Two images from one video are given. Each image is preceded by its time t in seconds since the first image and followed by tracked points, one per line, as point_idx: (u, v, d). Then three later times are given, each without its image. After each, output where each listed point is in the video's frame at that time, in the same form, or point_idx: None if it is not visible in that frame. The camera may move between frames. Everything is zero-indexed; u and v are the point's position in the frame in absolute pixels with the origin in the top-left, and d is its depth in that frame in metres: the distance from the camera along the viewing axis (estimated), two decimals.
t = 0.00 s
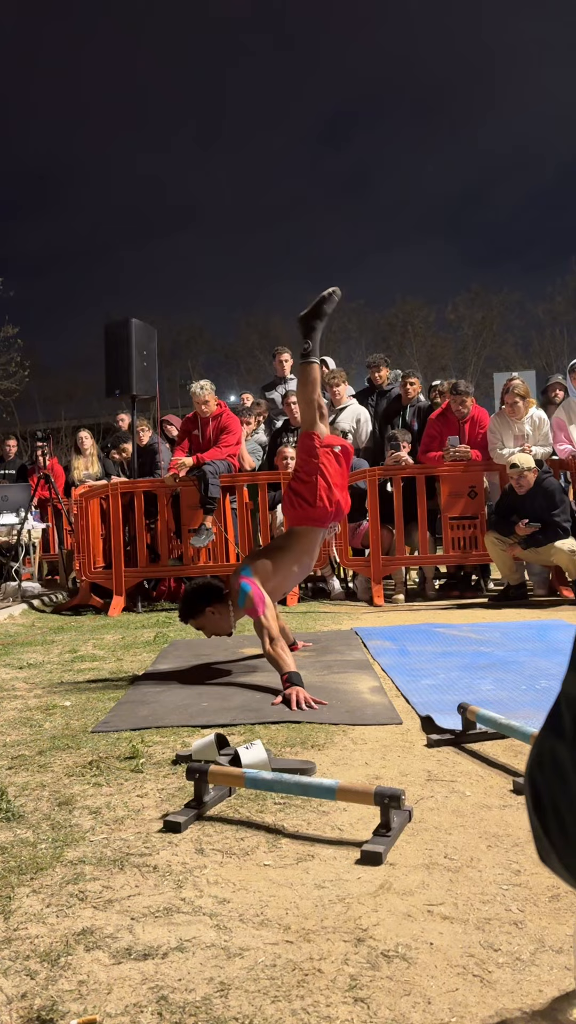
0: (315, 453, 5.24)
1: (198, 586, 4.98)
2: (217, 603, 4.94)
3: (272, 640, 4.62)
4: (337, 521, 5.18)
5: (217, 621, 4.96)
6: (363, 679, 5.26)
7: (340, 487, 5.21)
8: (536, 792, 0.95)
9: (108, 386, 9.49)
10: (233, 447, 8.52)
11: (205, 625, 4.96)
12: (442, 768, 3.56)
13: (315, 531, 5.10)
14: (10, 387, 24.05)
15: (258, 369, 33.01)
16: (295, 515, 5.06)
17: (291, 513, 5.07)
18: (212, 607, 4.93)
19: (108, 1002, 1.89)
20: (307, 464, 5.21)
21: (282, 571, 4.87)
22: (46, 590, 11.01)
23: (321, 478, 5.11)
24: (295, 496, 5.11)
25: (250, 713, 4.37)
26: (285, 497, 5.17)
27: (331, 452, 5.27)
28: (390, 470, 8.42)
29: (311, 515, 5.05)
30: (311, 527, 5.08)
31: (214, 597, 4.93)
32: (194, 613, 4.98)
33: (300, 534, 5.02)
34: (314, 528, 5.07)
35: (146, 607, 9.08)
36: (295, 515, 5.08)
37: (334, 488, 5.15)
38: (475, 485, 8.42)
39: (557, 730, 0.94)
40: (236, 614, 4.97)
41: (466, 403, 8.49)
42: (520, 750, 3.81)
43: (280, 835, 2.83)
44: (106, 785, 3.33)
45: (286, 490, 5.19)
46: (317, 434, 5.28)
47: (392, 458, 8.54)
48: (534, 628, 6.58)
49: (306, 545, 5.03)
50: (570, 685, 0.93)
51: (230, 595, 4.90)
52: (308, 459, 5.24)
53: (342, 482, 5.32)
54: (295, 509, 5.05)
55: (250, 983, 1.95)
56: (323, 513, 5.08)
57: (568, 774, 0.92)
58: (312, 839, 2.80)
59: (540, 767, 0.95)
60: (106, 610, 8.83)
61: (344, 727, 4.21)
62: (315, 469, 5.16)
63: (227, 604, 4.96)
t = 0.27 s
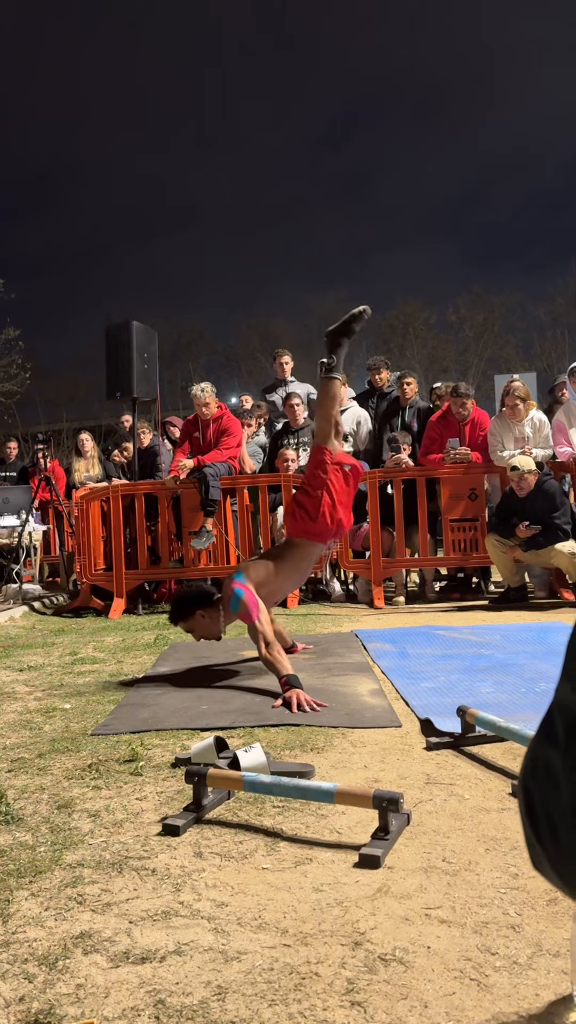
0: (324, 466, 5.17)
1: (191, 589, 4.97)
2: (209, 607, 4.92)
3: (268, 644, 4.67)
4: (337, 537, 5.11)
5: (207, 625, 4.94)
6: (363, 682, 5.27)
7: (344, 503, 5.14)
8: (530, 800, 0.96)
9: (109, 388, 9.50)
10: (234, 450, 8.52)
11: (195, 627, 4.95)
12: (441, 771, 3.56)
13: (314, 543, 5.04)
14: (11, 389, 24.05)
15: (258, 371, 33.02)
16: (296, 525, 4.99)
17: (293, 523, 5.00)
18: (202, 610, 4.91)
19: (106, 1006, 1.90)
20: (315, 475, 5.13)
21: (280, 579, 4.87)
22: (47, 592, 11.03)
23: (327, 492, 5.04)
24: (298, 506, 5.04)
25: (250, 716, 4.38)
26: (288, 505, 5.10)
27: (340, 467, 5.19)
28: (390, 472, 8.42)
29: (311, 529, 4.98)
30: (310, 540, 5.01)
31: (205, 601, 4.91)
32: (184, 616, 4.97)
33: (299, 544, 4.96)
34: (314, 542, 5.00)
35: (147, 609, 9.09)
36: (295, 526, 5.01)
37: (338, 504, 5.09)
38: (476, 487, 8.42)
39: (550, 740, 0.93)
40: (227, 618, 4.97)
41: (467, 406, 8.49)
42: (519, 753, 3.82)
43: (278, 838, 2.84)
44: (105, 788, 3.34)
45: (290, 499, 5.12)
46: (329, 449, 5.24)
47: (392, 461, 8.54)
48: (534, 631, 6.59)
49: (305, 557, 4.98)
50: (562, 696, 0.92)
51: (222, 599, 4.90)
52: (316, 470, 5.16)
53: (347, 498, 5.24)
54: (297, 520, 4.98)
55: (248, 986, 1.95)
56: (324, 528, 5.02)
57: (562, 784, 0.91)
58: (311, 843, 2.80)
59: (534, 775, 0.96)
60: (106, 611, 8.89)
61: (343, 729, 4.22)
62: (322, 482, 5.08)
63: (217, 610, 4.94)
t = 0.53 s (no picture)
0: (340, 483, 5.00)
1: (180, 587, 4.95)
2: (197, 607, 4.90)
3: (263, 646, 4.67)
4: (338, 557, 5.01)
5: (196, 625, 4.92)
6: (363, 682, 5.27)
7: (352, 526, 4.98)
8: (528, 802, 0.95)
9: (110, 388, 9.50)
10: (236, 450, 8.53)
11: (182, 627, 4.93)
12: (441, 772, 3.56)
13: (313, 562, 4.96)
14: (13, 389, 24.05)
15: (260, 371, 33.03)
16: (297, 541, 4.90)
17: (295, 538, 4.90)
18: (190, 610, 4.89)
19: (105, 1005, 1.90)
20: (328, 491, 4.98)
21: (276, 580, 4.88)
22: (48, 591, 11.04)
23: (336, 513, 4.89)
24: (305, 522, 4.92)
25: (250, 716, 4.38)
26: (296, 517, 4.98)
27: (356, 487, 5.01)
28: (392, 472, 8.42)
29: (312, 548, 4.89)
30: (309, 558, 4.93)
31: (194, 600, 4.89)
32: (172, 614, 4.96)
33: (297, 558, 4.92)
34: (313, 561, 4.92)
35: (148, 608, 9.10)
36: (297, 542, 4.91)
37: (345, 526, 4.95)
38: (477, 487, 8.41)
39: (549, 743, 0.93)
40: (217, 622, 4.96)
41: (468, 406, 8.49)
42: (520, 753, 3.81)
43: (278, 838, 2.84)
44: (106, 787, 3.34)
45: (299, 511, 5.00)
46: (347, 471, 5.05)
47: (393, 460, 8.53)
48: (535, 631, 6.59)
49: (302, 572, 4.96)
50: (562, 699, 0.92)
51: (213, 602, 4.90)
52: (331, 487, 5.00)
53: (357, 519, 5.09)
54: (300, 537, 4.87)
55: (247, 987, 1.95)
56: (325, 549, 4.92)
57: (559, 787, 0.91)
58: (311, 843, 2.80)
59: (533, 778, 0.95)
60: (107, 611, 8.89)
61: (344, 729, 4.22)
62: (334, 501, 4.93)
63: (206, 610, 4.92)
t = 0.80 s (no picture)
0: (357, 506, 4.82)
1: (175, 585, 4.95)
2: (190, 605, 4.89)
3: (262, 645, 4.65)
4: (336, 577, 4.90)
5: (187, 623, 4.89)
6: (366, 677, 5.26)
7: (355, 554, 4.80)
8: (534, 800, 0.97)
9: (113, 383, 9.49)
10: (239, 445, 8.52)
11: (173, 623, 4.91)
12: (444, 766, 3.56)
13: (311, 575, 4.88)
14: (16, 385, 24.06)
15: (263, 366, 33.00)
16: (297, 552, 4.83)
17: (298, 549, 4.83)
18: (183, 608, 4.87)
19: (110, 997, 1.90)
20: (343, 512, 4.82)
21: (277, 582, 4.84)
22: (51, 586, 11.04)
23: (340, 537, 4.74)
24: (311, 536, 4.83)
25: (253, 710, 4.38)
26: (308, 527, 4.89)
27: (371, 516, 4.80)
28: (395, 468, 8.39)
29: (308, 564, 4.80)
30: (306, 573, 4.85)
31: (187, 599, 4.88)
32: (164, 610, 4.95)
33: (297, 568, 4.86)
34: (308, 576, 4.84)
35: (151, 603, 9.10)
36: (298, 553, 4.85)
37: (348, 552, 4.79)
38: (480, 483, 8.40)
39: (555, 738, 0.94)
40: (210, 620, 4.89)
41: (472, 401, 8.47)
42: (523, 748, 3.80)
43: (282, 832, 2.84)
44: (110, 780, 3.34)
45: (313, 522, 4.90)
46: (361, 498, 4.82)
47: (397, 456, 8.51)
48: (538, 627, 6.58)
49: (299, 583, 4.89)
50: (569, 694, 0.94)
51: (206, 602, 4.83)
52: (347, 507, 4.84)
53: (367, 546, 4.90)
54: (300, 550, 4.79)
55: (252, 979, 1.95)
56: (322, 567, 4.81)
57: (566, 783, 0.92)
58: (314, 836, 2.80)
59: (538, 774, 0.97)
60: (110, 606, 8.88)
61: (347, 724, 4.22)
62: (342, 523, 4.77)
63: (199, 609, 4.90)
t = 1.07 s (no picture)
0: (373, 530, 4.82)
1: (174, 577, 4.91)
2: (187, 599, 4.86)
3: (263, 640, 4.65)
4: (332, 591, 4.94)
5: (183, 618, 4.88)
6: (370, 668, 5.26)
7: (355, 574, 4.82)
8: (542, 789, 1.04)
9: (117, 373, 9.47)
10: (243, 436, 8.50)
11: (169, 616, 4.89)
12: (449, 757, 3.56)
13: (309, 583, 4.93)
14: (20, 376, 24.05)
15: (267, 358, 32.94)
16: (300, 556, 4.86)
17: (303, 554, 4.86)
18: (179, 602, 4.85)
19: (117, 984, 1.91)
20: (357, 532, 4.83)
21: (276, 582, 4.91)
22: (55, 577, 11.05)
23: (346, 556, 4.76)
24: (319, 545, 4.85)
25: (257, 701, 4.38)
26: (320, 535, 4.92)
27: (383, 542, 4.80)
28: (399, 460, 8.36)
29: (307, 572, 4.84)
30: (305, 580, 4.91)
31: (185, 593, 4.84)
32: (160, 602, 4.92)
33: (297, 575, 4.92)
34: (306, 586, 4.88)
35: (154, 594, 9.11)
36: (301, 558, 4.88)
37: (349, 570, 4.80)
38: (485, 475, 8.37)
39: (560, 730, 1.02)
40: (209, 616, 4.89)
41: (476, 393, 8.46)
42: (528, 740, 3.80)
43: (287, 821, 2.84)
44: (115, 769, 3.35)
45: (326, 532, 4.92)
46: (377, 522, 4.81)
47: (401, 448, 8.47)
48: (542, 619, 6.57)
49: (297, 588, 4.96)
50: None
51: (204, 599, 4.83)
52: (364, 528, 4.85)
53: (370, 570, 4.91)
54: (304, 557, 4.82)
55: (258, 966, 1.95)
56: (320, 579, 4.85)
57: (572, 774, 1.00)
58: (319, 826, 2.80)
59: (544, 764, 1.03)
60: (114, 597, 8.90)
61: (351, 714, 4.22)
62: (352, 542, 4.79)
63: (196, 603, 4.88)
